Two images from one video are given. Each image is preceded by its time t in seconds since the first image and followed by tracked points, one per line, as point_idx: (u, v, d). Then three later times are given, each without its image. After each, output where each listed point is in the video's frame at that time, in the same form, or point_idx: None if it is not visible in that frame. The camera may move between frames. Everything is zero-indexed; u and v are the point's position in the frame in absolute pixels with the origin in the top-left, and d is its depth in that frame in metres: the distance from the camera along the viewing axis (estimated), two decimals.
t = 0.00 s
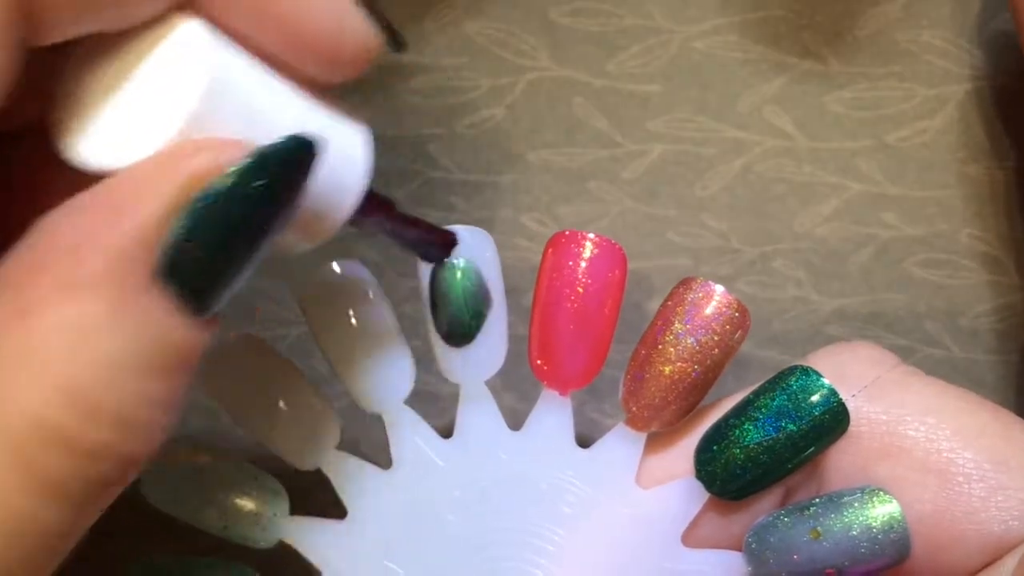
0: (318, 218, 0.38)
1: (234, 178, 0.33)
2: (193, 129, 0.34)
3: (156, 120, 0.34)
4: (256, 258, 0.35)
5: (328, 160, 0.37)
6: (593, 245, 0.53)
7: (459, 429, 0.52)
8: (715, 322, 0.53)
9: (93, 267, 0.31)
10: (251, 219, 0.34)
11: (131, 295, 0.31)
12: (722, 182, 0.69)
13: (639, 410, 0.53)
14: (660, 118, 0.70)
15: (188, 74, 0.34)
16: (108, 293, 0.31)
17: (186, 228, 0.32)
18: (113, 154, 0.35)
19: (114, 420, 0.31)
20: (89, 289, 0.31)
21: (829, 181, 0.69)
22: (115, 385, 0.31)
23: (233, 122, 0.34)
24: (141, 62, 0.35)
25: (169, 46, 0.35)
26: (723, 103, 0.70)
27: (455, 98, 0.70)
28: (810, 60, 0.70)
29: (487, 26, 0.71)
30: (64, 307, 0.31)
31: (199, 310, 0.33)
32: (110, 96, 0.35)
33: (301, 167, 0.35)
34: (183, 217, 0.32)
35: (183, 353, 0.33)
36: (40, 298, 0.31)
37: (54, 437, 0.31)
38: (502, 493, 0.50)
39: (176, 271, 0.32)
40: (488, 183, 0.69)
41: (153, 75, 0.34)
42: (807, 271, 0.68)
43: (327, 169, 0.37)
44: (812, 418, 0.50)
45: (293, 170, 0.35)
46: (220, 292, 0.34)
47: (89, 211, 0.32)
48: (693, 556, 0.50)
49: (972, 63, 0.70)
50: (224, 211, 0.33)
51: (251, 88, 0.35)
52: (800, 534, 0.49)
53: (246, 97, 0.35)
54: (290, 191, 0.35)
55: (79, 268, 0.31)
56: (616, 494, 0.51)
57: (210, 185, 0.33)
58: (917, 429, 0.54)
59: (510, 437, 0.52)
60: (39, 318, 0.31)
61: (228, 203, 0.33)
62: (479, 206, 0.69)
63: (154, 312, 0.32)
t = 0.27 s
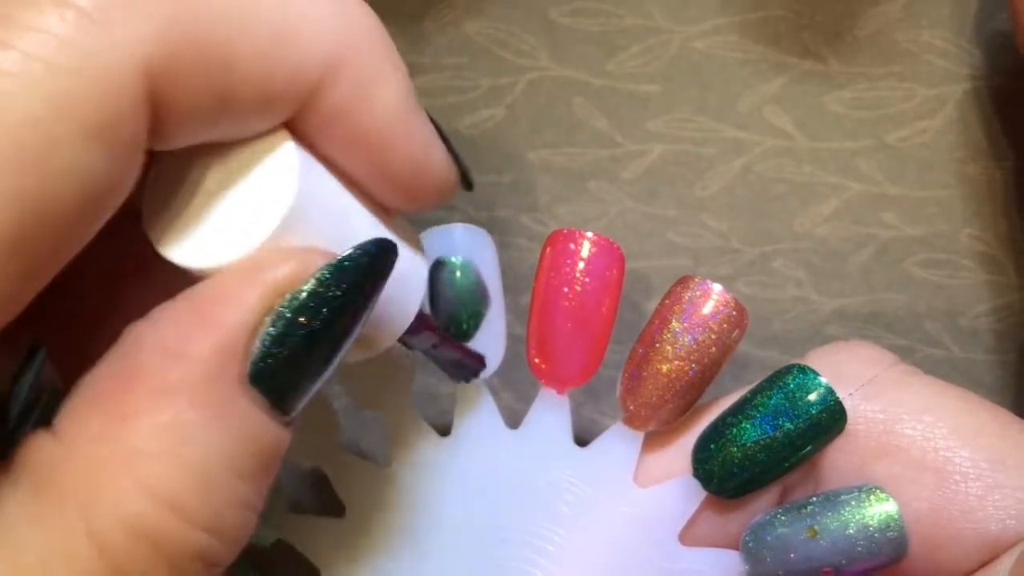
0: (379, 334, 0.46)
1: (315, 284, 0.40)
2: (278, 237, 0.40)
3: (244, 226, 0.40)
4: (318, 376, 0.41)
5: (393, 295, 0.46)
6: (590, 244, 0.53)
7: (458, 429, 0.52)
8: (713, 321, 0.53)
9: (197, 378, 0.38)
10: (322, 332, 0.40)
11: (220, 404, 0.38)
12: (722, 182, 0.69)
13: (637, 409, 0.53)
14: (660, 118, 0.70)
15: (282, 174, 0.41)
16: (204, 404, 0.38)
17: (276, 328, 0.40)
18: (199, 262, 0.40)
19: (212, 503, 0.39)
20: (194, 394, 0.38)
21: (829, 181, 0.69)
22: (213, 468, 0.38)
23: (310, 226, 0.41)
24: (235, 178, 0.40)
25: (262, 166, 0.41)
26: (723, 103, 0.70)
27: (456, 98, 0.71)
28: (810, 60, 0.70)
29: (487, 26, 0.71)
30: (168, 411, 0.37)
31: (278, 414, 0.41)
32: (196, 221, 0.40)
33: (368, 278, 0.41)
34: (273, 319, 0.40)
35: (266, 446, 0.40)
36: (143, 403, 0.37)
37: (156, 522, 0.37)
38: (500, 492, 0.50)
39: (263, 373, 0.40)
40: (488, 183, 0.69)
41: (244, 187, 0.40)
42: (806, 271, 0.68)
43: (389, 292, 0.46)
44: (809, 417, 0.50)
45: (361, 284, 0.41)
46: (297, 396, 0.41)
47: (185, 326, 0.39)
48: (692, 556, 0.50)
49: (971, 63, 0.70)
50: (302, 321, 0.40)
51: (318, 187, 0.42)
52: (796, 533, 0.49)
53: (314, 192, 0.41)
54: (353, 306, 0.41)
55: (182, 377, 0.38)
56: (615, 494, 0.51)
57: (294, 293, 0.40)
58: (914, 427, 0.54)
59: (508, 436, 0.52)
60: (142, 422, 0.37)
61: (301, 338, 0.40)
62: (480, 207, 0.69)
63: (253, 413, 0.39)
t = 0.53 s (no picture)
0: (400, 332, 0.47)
1: (353, 283, 0.41)
2: (314, 240, 0.41)
3: (285, 227, 0.41)
4: (350, 374, 0.42)
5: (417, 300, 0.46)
6: (590, 243, 0.53)
7: (458, 428, 0.52)
8: (713, 320, 0.53)
9: (236, 373, 0.38)
10: (358, 331, 0.41)
11: (259, 400, 0.38)
12: (722, 182, 0.69)
13: (637, 407, 0.53)
14: (660, 118, 0.70)
15: (320, 179, 0.42)
16: (243, 401, 0.38)
17: (313, 327, 0.40)
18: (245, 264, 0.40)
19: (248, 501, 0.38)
20: (232, 391, 0.37)
21: (829, 181, 0.69)
22: (251, 466, 0.38)
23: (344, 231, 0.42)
24: (278, 182, 0.41)
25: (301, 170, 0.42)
26: (723, 103, 0.70)
27: (457, 98, 0.71)
28: (810, 60, 0.70)
29: (488, 26, 0.71)
30: (209, 408, 0.37)
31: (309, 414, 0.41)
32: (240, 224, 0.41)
33: (401, 280, 0.42)
34: (309, 321, 0.40)
35: (297, 445, 0.40)
36: (185, 400, 0.37)
37: (197, 518, 0.37)
38: (501, 492, 0.50)
39: (301, 370, 0.40)
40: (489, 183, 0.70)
41: (286, 189, 0.41)
42: (807, 271, 0.68)
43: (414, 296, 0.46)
44: (808, 416, 0.50)
45: (395, 285, 0.42)
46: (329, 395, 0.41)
47: (224, 323, 0.38)
48: (694, 555, 0.50)
49: (971, 63, 0.70)
50: (340, 321, 0.40)
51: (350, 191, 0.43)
52: (796, 532, 0.49)
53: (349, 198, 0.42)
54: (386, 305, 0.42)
55: (221, 373, 0.37)
56: (615, 493, 0.51)
57: (331, 293, 0.40)
58: (913, 426, 0.54)
59: (508, 435, 0.52)
60: (185, 418, 0.37)
61: (339, 336, 0.40)
62: (480, 207, 0.69)
63: (288, 410, 0.39)
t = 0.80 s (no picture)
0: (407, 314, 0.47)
1: (364, 272, 0.40)
2: (327, 230, 0.41)
3: (294, 215, 0.40)
4: (359, 362, 0.42)
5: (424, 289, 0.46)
6: (591, 244, 0.53)
7: (458, 429, 0.52)
8: (713, 321, 0.53)
9: (245, 362, 0.38)
10: (368, 319, 0.41)
11: (267, 390, 0.38)
12: (722, 182, 0.69)
13: (638, 409, 0.53)
14: (660, 118, 0.70)
15: (331, 170, 0.41)
16: (252, 390, 0.38)
17: (324, 316, 0.40)
18: (257, 250, 0.40)
19: (258, 487, 0.38)
20: (241, 380, 0.37)
21: (829, 181, 0.69)
22: (261, 453, 0.38)
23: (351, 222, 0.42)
24: (293, 171, 0.41)
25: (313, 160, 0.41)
26: (723, 103, 0.70)
27: (457, 98, 0.71)
28: (810, 60, 0.70)
29: (488, 26, 0.71)
30: (218, 397, 0.37)
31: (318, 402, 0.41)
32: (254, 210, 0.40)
33: (413, 269, 0.42)
34: (319, 311, 0.40)
35: (308, 432, 0.40)
36: (195, 388, 0.37)
37: (207, 506, 0.37)
38: (501, 492, 0.50)
39: (310, 358, 0.40)
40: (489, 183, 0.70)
41: (302, 179, 0.41)
42: (806, 271, 0.68)
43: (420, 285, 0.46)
44: (809, 417, 0.50)
45: (407, 275, 0.41)
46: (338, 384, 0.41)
47: (233, 313, 0.38)
48: (694, 555, 0.50)
49: (971, 63, 0.70)
50: (350, 309, 0.40)
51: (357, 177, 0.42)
52: (796, 533, 0.49)
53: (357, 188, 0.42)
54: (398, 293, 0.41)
55: (230, 363, 0.37)
56: (615, 494, 0.51)
57: (341, 283, 0.40)
58: (913, 427, 0.54)
59: (509, 435, 0.52)
60: (194, 407, 0.37)
61: (349, 324, 0.40)
62: (481, 207, 0.69)
63: (296, 399, 0.39)
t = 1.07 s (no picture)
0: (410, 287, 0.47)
1: (370, 259, 0.41)
2: (335, 215, 0.41)
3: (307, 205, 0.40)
4: (363, 346, 0.42)
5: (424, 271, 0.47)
6: (589, 246, 0.53)
7: (456, 431, 0.52)
8: (711, 324, 0.53)
9: (253, 349, 0.38)
10: (374, 305, 0.41)
11: (275, 373, 0.38)
12: (722, 182, 0.69)
13: (635, 411, 0.53)
14: (660, 118, 0.70)
15: (339, 158, 0.41)
16: (261, 375, 0.38)
17: (332, 301, 0.40)
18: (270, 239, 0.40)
19: (268, 471, 0.39)
20: (250, 364, 0.37)
21: (829, 181, 0.69)
22: (271, 438, 0.38)
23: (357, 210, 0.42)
24: (307, 157, 0.41)
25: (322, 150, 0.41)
26: (723, 102, 0.70)
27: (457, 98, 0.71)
28: (810, 60, 0.70)
29: (488, 27, 0.71)
30: (226, 383, 0.37)
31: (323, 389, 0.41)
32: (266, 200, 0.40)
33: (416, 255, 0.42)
34: (325, 297, 0.40)
35: (314, 418, 0.40)
36: (204, 374, 0.37)
37: (219, 490, 0.37)
38: (500, 494, 0.50)
39: (317, 343, 0.40)
40: (489, 183, 0.70)
41: (314, 167, 0.41)
42: (806, 271, 0.68)
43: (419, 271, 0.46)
44: (806, 420, 0.50)
45: (410, 260, 0.42)
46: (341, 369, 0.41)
47: (242, 298, 0.38)
48: (694, 557, 0.50)
49: (971, 63, 0.70)
50: (358, 295, 0.40)
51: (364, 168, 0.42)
52: (794, 536, 0.49)
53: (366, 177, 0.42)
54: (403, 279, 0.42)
55: (238, 349, 0.37)
56: (614, 495, 0.51)
57: (348, 269, 0.40)
58: (911, 430, 0.54)
59: (507, 437, 0.52)
60: (203, 394, 0.37)
61: (357, 310, 0.40)
62: (481, 207, 0.69)
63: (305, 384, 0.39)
